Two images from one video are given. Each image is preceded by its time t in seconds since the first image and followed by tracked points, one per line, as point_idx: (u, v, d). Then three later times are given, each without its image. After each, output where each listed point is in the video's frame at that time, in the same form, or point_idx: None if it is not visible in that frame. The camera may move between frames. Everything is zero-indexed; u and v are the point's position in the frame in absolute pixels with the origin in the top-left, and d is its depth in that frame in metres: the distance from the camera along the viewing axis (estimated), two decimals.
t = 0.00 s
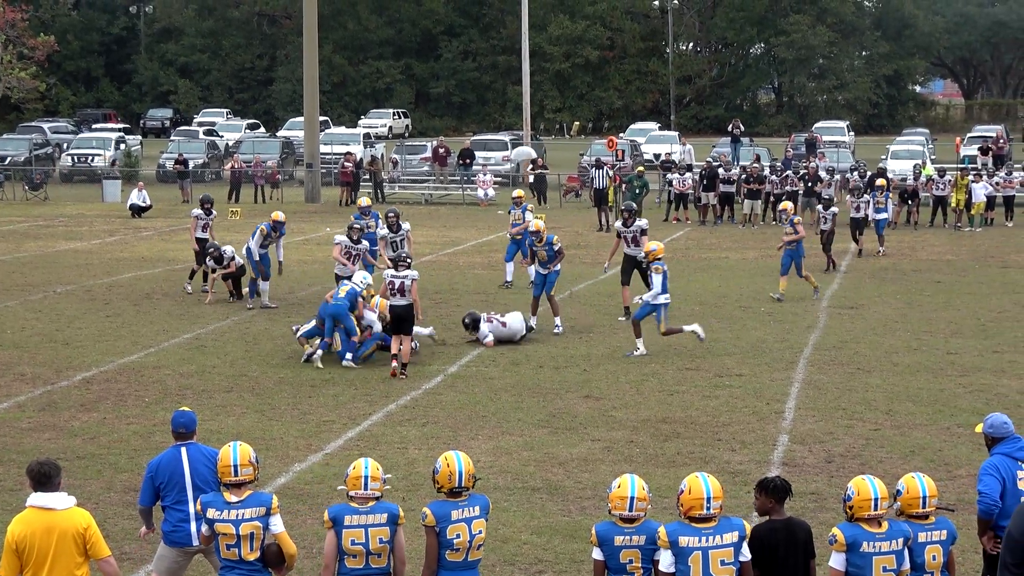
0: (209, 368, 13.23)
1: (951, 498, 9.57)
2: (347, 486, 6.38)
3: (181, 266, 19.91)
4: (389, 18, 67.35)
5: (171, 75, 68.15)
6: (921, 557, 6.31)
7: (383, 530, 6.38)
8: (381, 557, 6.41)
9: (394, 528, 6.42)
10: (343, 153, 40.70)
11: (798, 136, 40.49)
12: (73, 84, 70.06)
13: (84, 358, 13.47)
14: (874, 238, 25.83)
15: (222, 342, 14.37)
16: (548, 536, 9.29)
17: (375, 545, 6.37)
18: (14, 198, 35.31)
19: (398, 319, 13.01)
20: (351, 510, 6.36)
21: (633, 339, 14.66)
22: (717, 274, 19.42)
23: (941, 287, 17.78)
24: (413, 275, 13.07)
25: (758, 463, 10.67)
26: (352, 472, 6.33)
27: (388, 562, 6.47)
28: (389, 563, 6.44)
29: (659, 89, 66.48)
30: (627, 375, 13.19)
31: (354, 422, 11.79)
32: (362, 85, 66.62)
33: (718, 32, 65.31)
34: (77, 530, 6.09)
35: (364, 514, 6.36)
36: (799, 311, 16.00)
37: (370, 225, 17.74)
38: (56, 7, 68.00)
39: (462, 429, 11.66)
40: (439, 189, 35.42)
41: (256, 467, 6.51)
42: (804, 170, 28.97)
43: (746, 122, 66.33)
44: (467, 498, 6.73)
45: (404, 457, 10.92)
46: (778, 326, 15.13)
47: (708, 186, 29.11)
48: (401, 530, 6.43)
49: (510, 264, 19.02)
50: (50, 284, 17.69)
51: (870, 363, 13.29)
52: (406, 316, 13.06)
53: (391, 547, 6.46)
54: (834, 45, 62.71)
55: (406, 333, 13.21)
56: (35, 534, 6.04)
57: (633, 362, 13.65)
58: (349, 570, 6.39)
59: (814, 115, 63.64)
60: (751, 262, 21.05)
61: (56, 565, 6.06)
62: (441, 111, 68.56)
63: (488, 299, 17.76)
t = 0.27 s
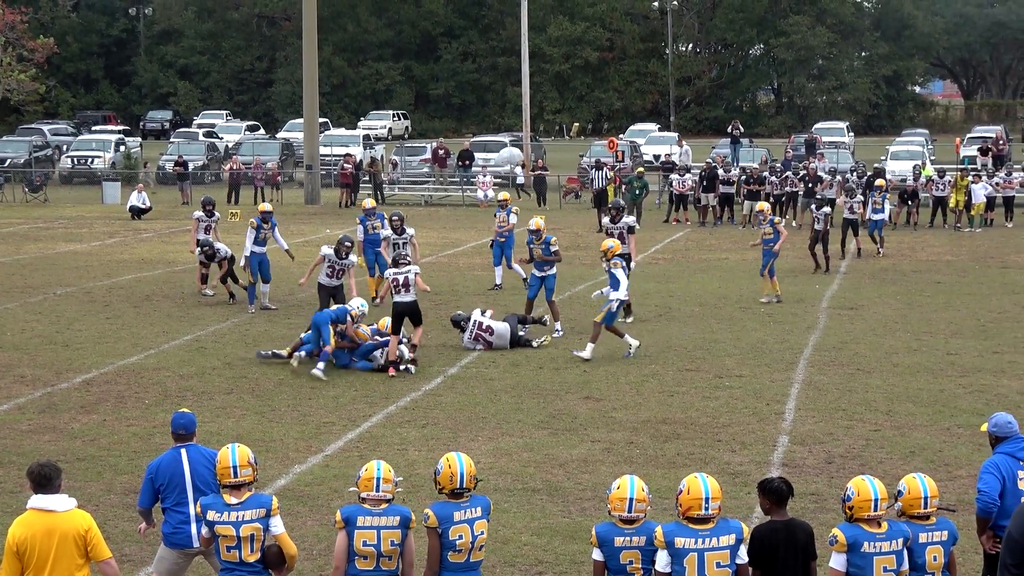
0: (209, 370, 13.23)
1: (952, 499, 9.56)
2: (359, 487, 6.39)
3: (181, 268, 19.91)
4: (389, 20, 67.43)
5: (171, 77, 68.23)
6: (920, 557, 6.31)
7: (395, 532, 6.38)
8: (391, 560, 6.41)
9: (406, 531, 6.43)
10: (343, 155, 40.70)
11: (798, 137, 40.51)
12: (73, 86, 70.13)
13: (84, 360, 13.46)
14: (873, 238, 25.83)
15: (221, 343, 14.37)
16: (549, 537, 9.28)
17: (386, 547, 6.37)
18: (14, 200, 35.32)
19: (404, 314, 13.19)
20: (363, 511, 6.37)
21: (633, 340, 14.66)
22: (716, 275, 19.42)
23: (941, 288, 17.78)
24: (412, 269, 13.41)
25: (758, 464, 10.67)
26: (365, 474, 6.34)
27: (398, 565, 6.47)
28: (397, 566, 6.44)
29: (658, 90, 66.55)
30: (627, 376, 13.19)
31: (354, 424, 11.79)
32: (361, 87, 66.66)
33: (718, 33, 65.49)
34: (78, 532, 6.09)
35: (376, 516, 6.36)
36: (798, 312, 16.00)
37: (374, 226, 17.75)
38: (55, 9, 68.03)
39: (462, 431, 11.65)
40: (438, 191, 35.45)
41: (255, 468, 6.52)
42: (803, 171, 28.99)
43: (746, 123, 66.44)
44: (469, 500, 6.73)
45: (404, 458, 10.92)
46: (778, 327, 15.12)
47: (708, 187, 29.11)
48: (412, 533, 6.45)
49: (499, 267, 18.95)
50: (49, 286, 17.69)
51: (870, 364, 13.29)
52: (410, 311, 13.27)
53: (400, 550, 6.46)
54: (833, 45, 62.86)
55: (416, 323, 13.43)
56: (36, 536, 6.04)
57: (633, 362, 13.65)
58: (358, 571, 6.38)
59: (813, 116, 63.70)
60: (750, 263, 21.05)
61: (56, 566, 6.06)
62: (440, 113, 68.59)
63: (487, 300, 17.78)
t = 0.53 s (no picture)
0: (210, 371, 13.22)
1: (953, 500, 9.56)
2: (360, 489, 6.36)
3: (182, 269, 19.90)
4: (389, 21, 67.45)
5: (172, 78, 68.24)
6: (919, 558, 6.30)
7: (396, 535, 6.37)
8: (393, 563, 6.41)
9: (407, 533, 6.43)
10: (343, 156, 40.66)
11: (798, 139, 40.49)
12: (73, 88, 70.19)
13: (84, 362, 13.45)
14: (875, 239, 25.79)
15: (222, 344, 14.37)
16: (550, 538, 9.29)
17: (388, 550, 6.36)
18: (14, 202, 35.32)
19: (417, 318, 13.10)
20: (365, 514, 6.36)
21: (634, 342, 14.66)
22: (718, 276, 19.43)
23: (942, 289, 17.76)
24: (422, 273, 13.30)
25: (759, 465, 10.67)
26: (367, 477, 6.30)
27: (399, 567, 6.48)
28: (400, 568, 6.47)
29: (659, 91, 66.46)
30: (628, 377, 13.18)
31: (355, 425, 11.80)
32: (362, 88, 66.65)
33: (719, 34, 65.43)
34: (79, 534, 6.09)
35: (378, 519, 6.36)
36: (799, 313, 16.00)
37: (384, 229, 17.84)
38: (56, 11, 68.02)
39: (463, 432, 11.66)
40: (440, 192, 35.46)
41: (256, 470, 6.51)
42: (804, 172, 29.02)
43: (747, 125, 66.29)
44: (470, 500, 6.72)
45: (406, 460, 10.92)
46: (779, 328, 15.13)
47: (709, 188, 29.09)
48: (413, 535, 6.45)
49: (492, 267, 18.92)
50: (50, 287, 17.68)
51: (871, 365, 13.29)
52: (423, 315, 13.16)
53: (402, 552, 6.47)
54: (834, 47, 62.82)
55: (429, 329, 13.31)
56: (38, 537, 6.04)
57: (634, 364, 13.66)
58: (361, 573, 6.37)
59: (814, 117, 63.61)
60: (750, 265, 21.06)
61: (57, 567, 6.06)
62: (442, 115, 68.51)
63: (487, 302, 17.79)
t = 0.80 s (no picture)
0: (214, 372, 13.22)
1: (957, 502, 9.54)
2: (360, 490, 6.35)
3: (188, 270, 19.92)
4: (394, 22, 67.54)
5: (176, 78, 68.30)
6: (917, 559, 6.28)
7: (396, 536, 6.36)
8: (394, 563, 6.40)
9: (407, 533, 6.41)
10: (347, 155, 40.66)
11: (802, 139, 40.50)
12: (78, 88, 70.24)
13: (89, 362, 13.45)
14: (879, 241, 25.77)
15: (227, 345, 14.37)
16: (554, 539, 9.28)
17: (387, 551, 6.35)
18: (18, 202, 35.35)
19: (428, 318, 13.21)
20: (364, 515, 6.36)
21: (638, 342, 14.66)
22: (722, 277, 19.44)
23: (946, 291, 17.75)
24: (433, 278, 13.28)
25: (763, 466, 10.67)
26: (366, 477, 6.28)
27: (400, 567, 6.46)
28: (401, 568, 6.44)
29: (663, 91, 66.37)
30: (632, 378, 13.18)
31: (359, 425, 11.80)
32: (366, 88, 66.68)
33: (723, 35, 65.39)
34: (84, 535, 6.08)
35: (378, 520, 6.35)
36: (803, 314, 15.99)
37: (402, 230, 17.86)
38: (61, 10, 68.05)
39: (467, 432, 11.65)
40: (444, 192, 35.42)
41: (261, 470, 6.50)
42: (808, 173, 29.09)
43: (751, 125, 66.20)
44: (475, 501, 6.71)
45: (410, 460, 10.93)
46: (783, 328, 15.14)
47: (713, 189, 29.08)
48: (414, 535, 6.43)
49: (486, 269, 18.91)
50: (55, 287, 17.68)
51: (875, 366, 13.29)
52: (434, 314, 13.26)
53: (403, 552, 6.46)
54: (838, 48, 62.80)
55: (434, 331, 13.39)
56: (42, 536, 6.04)
57: (639, 364, 13.66)
58: (361, 573, 6.37)
59: (819, 118, 63.55)
60: (755, 265, 21.06)
61: (61, 568, 6.05)
62: (446, 115, 68.51)
63: (491, 302, 17.81)
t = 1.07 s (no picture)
0: (230, 371, 13.25)
1: (973, 503, 9.53)
2: (363, 491, 6.30)
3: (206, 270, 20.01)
4: (410, 21, 67.50)
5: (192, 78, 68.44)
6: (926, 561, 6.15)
7: (401, 538, 6.34)
8: (398, 565, 6.38)
9: (411, 535, 6.37)
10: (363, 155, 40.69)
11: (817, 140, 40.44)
12: (95, 86, 70.37)
13: (105, 361, 13.48)
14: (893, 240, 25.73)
15: (243, 344, 14.38)
16: (570, 539, 9.28)
17: (392, 553, 6.33)
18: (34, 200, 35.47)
19: (444, 319, 13.09)
20: (369, 517, 6.33)
21: (653, 342, 14.66)
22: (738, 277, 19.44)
23: (963, 292, 17.72)
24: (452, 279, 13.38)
25: (779, 467, 10.66)
26: (369, 479, 6.24)
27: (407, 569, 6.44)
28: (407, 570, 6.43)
29: (681, 92, 66.17)
30: (648, 378, 13.18)
31: (375, 425, 11.80)
32: (383, 88, 66.61)
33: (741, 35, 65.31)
34: (101, 535, 6.07)
35: (381, 522, 6.32)
36: (820, 315, 15.98)
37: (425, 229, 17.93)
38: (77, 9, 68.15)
39: (483, 432, 11.65)
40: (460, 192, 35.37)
41: (278, 470, 6.50)
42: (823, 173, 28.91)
43: (768, 126, 66.05)
44: (491, 500, 6.70)
45: (426, 460, 10.93)
46: (798, 329, 15.15)
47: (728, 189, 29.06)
48: (419, 538, 6.39)
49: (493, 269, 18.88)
50: (71, 286, 17.74)
51: (892, 367, 13.29)
52: (449, 315, 13.12)
53: (408, 554, 6.42)
54: (855, 48, 62.66)
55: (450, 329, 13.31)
56: (60, 535, 6.04)
57: (656, 365, 13.66)
58: None
59: (836, 119, 63.37)
60: (772, 266, 21.06)
61: (77, 568, 6.05)
62: (461, 115, 68.48)
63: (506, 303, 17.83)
